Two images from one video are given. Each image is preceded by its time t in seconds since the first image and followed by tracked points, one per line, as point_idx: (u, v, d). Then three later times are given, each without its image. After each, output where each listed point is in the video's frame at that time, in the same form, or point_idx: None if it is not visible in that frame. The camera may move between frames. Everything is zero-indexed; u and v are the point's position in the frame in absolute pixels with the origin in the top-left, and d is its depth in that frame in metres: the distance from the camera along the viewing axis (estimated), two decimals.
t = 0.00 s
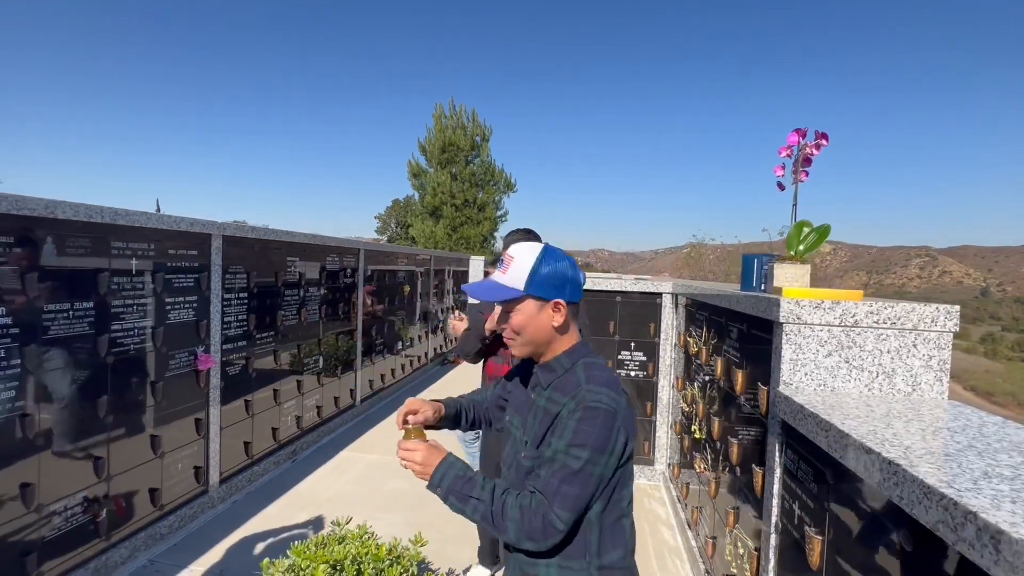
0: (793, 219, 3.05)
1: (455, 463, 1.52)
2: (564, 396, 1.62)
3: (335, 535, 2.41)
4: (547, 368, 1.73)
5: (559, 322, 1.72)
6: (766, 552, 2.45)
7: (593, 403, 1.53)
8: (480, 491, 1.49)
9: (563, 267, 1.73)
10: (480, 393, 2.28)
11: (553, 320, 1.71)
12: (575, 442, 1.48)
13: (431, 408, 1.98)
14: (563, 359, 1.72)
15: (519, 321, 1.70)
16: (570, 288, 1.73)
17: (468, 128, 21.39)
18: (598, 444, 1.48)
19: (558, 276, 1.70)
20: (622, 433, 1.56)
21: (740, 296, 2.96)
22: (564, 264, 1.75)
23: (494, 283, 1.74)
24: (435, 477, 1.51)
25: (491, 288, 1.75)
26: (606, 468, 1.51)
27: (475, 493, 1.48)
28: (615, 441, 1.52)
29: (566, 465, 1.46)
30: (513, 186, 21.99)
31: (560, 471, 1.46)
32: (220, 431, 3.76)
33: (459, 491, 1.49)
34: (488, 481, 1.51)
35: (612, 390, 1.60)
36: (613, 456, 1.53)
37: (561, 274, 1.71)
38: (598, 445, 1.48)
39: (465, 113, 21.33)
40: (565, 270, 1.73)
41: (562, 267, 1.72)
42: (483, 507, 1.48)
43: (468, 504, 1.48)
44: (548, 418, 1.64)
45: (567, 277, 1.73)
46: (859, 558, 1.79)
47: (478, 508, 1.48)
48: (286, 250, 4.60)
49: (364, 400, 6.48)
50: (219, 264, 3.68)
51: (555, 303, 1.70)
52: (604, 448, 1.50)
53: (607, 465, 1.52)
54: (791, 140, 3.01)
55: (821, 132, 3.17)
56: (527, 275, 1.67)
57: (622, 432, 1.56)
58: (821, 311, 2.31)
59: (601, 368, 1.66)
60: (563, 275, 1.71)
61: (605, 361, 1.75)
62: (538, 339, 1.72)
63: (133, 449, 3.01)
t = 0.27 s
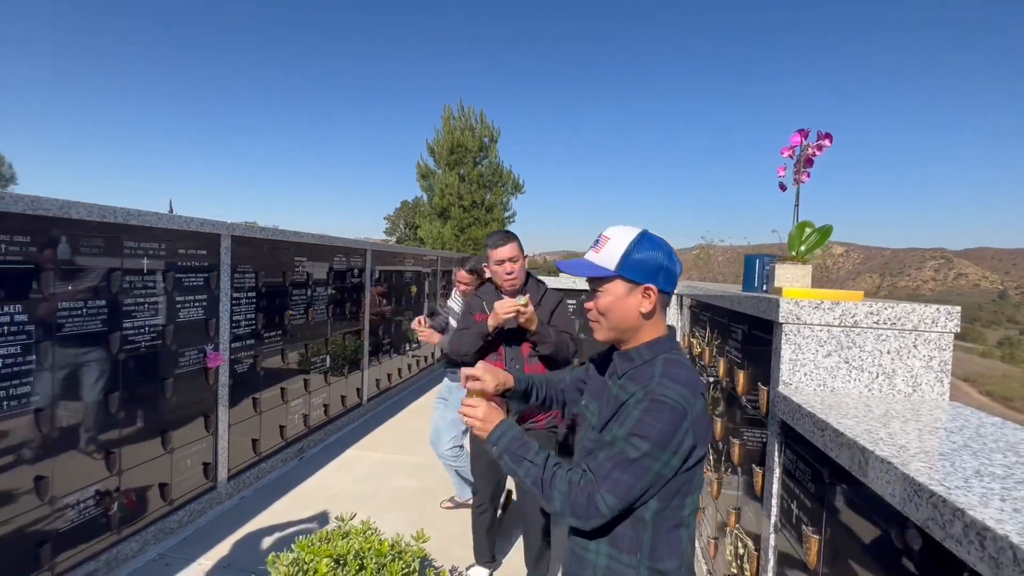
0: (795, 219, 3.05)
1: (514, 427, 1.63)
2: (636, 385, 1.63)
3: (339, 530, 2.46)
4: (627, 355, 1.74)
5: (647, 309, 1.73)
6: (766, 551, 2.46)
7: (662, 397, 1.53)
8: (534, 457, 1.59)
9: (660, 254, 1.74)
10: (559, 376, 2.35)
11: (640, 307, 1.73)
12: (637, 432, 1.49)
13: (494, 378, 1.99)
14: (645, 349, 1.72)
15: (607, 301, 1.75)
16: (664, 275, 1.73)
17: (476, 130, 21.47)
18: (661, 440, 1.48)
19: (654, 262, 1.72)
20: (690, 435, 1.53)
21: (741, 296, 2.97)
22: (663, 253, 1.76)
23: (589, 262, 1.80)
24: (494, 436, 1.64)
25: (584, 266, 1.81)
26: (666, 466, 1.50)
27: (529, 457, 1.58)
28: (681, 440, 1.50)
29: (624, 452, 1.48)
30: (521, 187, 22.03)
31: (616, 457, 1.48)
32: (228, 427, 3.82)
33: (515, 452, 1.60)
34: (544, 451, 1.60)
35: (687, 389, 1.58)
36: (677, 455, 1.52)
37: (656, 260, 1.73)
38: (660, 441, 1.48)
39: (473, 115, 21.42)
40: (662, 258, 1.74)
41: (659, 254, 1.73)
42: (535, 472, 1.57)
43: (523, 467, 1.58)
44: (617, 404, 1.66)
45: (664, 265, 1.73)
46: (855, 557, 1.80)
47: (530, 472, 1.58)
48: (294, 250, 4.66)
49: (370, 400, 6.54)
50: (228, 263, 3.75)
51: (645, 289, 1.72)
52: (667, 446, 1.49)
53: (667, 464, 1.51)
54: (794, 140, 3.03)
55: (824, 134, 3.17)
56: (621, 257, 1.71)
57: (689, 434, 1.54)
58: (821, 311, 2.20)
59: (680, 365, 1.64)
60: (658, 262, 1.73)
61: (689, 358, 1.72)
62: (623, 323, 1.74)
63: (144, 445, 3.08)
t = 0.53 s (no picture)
0: (808, 220, 3.02)
1: (558, 406, 1.69)
2: (682, 382, 1.63)
3: (349, 528, 2.47)
4: (678, 350, 1.72)
5: (694, 307, 1.68)
6: (777, 555, 2.44)
7: (706, 399, 1.53)
8: (576, 439, 1.64)
9: (715, 248, 1.66)
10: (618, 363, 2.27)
11: (688, 302, 1.68)
12: (677, 429, 1.50)
13: (544, 357, 2.05)
14: (694, 345, 1.68)
15: (655, 295, 1.74)
16: (716, 272, 1.65)
17: (486, 131, 21.51)
18: (700, 441, 1.48)
19: (705, 257, 1.65)
20: (732, 440, 1.53)
21: (752, 297, 2.95)
22: (720, 246, 1.66)
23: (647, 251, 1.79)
24: (539, 413, 1.70)
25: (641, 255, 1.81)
26: (703, 468, 1.51)
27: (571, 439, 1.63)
28: (721, 443, 1.50)
29: (662, 446, 1.51)
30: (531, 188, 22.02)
31: (652, 450, 1.52)
32: (240, 426, 3.86)
33: (558, 432, 1.65)
34: (585, 436, 1.65)
35: (736, 395, 1.56)
36: (716, 458, 1.52)
37: (708, 256, 1.65)
38: (698, 441, 1.49)
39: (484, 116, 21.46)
40: (718, 253, 1.65)
41: (713, 248, 1.64)
42: (576, 454, 1.63)
43: (563, 447, 1.65)
44: (662, 400, 1.67)
45: (718, 260, 1.65)
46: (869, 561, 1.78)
47: (571, 452, 1.63)
48: (306, 251, 4.70)
49: (380, 400, 6.57)
50: (241, 264, 3.79)
51: (693, 285, 1.66)
52: (706, 447, 1.50)
53: (705, 465, 1.51)
54: (806, 140, 3.00)
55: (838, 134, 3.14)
56: (669, 250, 1.68)
57: (731, 438, 1.53)
58: (834, 313, 2.17)
59: (732, 369, 1.61)
60: (710, 257, 1.65)
61: (744, 362, 1.68)
62: (672, 317, 1.71)
63: (158, 442, 3.12)
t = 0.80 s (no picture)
0: (825, 221, 2.98)
1: (592, 400, 1.74)
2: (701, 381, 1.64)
3: (362, 527, 2.49)
4: (704, 352, 1.73)
5: (722, 310, 1.68)
6: (793, 560, 2.41)
7: (718, 399, 1.53)
8: (606, 432, 1.69)
9: (744, 251, 1.64)
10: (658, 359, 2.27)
11: (715, 305, 1.68)
12: (689, 426, 1.52)
13: (582, 356, 2.08)
14: (720, 348, 1.68)
15: (682, 298, 1.75)
16: (745, 276, 1.63)
17: (498, 132, 21.53)
18: (711, 438, 1.50)
19: (733, 261, 1.64)
20: (746, 440, 1.52)
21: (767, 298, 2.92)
22: (751, 250, 1.64)
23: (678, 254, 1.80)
24: (575, 407, 1.76)
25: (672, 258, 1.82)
26: (717, 465, 1.52)
27: (600, 431, 1.70)
28: (733, 442, 1.50)
29: (676, 442, 1.54)
30: (542, 188, 22.00)
31: (667, 445, 1.55)
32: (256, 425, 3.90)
33: (589, 426, 1.72)
34: (616, 430, 1.70)
35: (752, 396, 1.54)
36: (729, 456, 1.52)
37: (737, 260, 1.63)
38: (710, 439, 1.50)
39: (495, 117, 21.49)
40: (747, 257, 1.63)
41: (741, 253, 1.63)
42: (604, 445, 1.69)
43: (593, 439, 1.72)
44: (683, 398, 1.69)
45: (747, 264, 1.63)
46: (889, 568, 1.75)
47: (600, 444, 1.70)
48: (319, 252, 4.74)
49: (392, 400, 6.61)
50: (257, 265, 3.84)
51: (719, 289, 1.66)
52: (719, 445, 1.50)
53: (719, 463, 1.52)
54: (823, 140, 2.97)
55: (855, 133, 3.09)
56: (697, 255, 1.69)
57: (744, 437, 1.52)
58: (852, 315, 2.14)
59: (752, 372, 1.58)
60: (739, 261, 1.63)
61: (769, 365, 1.64)
62: (699, 319, 1.72)
63: (176, 440, 3.17)
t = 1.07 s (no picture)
0: (842, 221, 2.95)
1: (624, 395, 1.80)
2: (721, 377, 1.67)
3: (377, 526, 2.50)
4: (727, 354, 1.73)
5: (741, 312, 1.67)
6: (810, 562, 2.38)
7: (732, 393, 1.56)
8: (637, 425, 1.76)
9: (759, 253, 1.62)
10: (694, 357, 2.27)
11: (734, 308, 1.68)
12: (704, 419, 1.56)
13: (619, 354, 2.11)
14: (741, 349, 1.68)
15: (704, 301, 1.76)
16: (763, 278, 1.62)
17: (508, 132, 21.55)
18: (725, 431, 1.53)
19: (748, 264, 1.62)
20: (760, 433, 1.53)
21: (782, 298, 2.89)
22: (768, 252, 1.63)
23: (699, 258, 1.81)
24: (609, 402, 1.84)
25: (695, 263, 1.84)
26: (733, 457, 1.54)
27: (631, 425, 1.77)
28: (747, 435, 1.52)
29: (693, 434, 1.58)
30: (553, 188, 21.98)
31: (684, 437, 1.60)
32: (271, 423, 3.95)
33: (622, 420, 1.79)
34: (647, 423, 1.75)
35: (767, 392, 1.55)
36: (744, 449, 1.54)
37: (752, 262, 1.62)
38: (724, 432, 1.53)
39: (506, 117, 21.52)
40: (763, 258, 1.62)
41: (756, 255, 1.61)
42: (633, 438, 1.76)
43: (625, 432, 1.79)
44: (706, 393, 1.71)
45: (763, 265, 1.61)
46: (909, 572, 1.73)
47: (631, 436, 1.77)
48: (333, 252, 4.78)
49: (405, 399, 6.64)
50: (272, 265, 3.88)
51: (737, 292, 1.66)
52: (733, 437, 1.53)
53: (735, 455, 1.54)
54: (838, 137, 2.94)
55: (872, 131, 3.05)
56: (715, 259, 1.69)
57: (757, 431, 1.53)
58: (870, 316, 2.11)
59: (769, 368, 1.59)
60: (755, 263, 1.62)
61: (790, 363, 1.63)
62: (721, 322, 1.72)
63: (194, 437, 3.21)
